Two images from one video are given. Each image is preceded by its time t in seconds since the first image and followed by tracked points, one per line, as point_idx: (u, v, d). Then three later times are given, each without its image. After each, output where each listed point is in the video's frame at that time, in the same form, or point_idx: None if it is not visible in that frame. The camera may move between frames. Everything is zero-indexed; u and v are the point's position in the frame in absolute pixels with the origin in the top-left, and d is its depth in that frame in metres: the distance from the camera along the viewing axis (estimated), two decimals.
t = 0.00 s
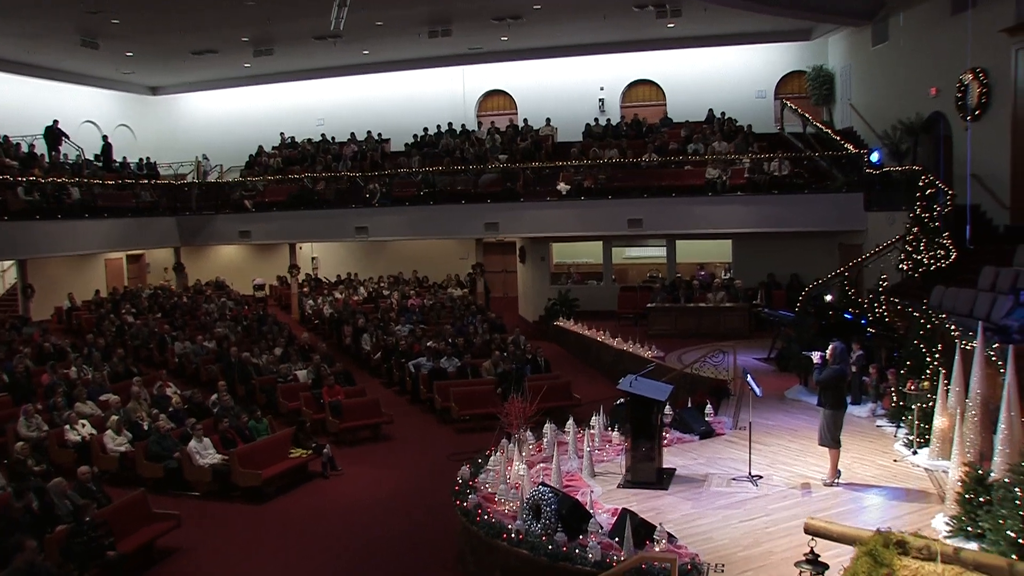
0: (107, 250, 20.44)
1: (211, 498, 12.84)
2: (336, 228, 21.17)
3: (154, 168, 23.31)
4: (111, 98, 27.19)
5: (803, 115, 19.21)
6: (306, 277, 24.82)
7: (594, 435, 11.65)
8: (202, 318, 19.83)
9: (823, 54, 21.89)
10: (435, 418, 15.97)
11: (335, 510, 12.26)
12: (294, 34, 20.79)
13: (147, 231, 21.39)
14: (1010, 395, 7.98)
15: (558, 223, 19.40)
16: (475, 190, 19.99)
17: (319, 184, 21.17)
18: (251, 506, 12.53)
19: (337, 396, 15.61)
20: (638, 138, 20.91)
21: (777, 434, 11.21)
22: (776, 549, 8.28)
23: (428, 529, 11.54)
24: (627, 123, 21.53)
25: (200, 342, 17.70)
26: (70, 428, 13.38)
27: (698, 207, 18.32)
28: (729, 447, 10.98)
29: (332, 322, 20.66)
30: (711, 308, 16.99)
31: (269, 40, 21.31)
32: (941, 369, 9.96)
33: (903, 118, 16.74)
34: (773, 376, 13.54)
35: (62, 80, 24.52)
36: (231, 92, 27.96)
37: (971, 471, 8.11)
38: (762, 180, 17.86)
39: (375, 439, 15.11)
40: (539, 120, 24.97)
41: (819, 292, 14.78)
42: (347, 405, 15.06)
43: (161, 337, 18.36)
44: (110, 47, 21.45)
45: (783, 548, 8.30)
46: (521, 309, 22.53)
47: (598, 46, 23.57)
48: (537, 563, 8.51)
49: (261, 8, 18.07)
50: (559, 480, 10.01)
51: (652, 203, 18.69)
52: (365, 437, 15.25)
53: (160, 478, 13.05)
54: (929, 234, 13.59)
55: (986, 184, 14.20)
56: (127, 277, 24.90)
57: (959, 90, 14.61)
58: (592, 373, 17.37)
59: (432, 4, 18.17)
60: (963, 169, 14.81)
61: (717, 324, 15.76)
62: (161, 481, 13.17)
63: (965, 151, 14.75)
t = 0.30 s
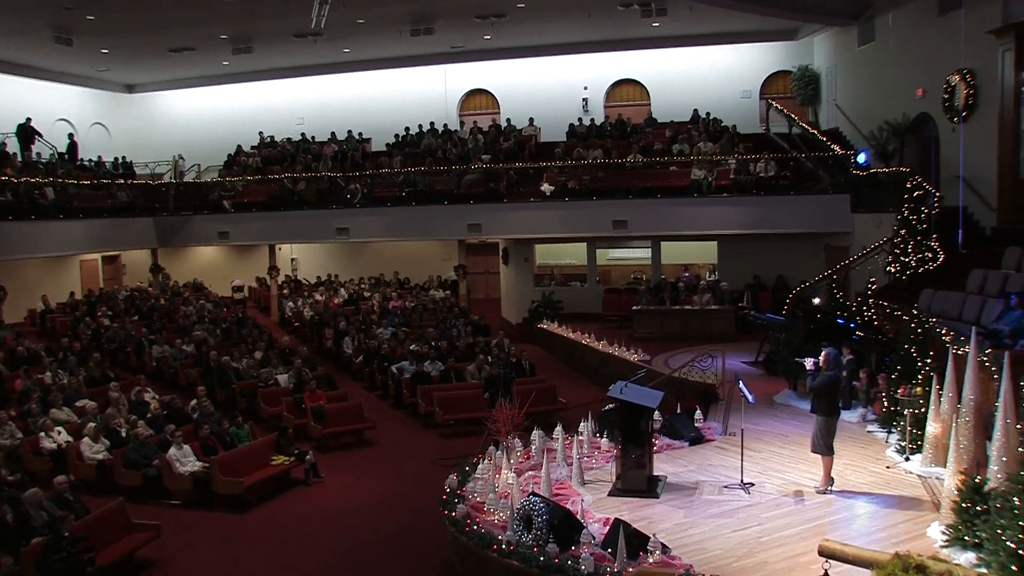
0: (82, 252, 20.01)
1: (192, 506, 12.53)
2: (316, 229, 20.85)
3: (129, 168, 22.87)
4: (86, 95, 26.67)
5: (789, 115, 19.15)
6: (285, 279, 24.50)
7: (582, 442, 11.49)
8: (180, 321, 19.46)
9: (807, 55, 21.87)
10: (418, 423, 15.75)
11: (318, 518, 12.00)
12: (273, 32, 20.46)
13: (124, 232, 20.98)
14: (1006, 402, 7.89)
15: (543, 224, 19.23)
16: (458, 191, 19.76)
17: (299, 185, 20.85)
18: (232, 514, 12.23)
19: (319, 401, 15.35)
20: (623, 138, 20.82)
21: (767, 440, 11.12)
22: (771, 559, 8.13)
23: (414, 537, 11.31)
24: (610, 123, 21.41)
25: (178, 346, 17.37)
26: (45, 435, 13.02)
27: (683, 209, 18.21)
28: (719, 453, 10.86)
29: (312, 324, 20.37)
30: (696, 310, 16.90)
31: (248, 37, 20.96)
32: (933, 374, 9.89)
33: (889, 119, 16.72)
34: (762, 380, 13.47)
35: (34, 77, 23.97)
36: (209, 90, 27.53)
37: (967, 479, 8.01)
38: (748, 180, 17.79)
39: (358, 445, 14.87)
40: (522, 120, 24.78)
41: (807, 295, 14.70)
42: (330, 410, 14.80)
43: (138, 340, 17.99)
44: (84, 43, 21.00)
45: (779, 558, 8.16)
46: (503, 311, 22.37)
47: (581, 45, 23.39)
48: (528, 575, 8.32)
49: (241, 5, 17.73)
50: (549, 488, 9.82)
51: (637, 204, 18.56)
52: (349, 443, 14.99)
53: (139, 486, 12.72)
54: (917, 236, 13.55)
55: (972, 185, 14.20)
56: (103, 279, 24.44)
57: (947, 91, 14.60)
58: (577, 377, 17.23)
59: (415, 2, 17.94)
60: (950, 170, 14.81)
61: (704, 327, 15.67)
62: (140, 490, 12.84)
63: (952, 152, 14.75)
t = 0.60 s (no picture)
0: (56, 252, 19.56)
1: (171, 514, 12.22)
2: (296, 229, 20.52)
3: (104, 167, 22.41)
4: (59, 92, 26.15)
5: (774, 115, 19.11)
6: (264, 279, 24.17)
7: (570, 447, 11.34)
8: (157, 323, 19.09)
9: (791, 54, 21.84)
10: (402, 427, 15.53)
11: (302, 525, 11.73)
12: (252, 29, 20.11)
13: (99, 233, 20.55)
14: (1002, 409, 7.80)
15: (526, 224, 19.05)
16: (440, 191, 19.52)
17: (278, 184, 20.52)
18: (213, 522, 11.94)
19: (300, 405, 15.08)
20: (606, 138, 20.69)
21: (757, 445, 11.02)
22: (766, 568, 7.98)
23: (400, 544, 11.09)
24: (594, 122, 21.27)
25: (156, 349, 17.05)
26: (19, 442, 12.67)
27: (668, 209, 18.10)
28: (709, 459, 10.76)
29: (292, 326, 20.08)
30: (682, 312, 16.81)
31: (225, 34, 20.59)
32: (926, 380, 9.80)
33: (875, 119, 16.71)
34: (750, 384, 13.39)
35: (6, 73, 23.43)
36: (186, 87, 27.08)
37: (964, 487, 7.93)
38: (733, 181, 17.71)
39: (340, 449, 14.62)
40: (505, 118, 24.57)
41: (794, 296, 14.64)
42: (312, 415, 14.52)
43: (115, 343, 17.62)
44: (57, 39, 20.53)
45: (774, 566, 8.02)
46: (486, 312, 22.21)
47: (563, 44, 23.22)
48: None
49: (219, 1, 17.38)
50: (538, 496, 9.64)
51: (622, 205, 18.42)
52: (331, 447, 14.73)
53: (117, 494, 12.39)
54: (904, 237, 13.53)
55: (959, 186, 14.23)
56: (77, 279, 23.97)
57: (933, 92, 14.61)
58: (561, 379, 17.10)
59: None
60: (936, 171, 14.85)
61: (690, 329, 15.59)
62: (117, 497, 12.51)
63: (938, 153, 14.77)
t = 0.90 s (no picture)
0: (27, 254, 19.08)
1: (150, 522, 11.90)
2: (274, 229, 20.18)
3: (77, 166, 21.93)
4: (30, 90, 25.57)
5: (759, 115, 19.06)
6: (242, 281, 23.79)
7: (558, 453, 11.17)
8: (132, 326, 18.68)
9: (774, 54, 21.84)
10: (384, 432, 15.30)
11: (284, 533, 11.45)
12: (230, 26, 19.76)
13: (72, 234, 20.08)
14: (998, 414, 7.78)
15: (508, 226, 18.85)
16: (420, 192, 19.28)
17: (256, 184, 20.16)
18: (193, 530, 11.64)
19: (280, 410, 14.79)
20: (589, 138, 20.56)
21: (746, 450, 10.91)
22: None
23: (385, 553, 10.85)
24: (576, 123, 21.14)
25: (132, 352, 16.68)
26: None
27: (652, 211, 17.98)
28: (698, 465, 10.65)
29: (271, 329, 19.75)
30: (666, 314, 16.69)
31: (202, 31, 20.22)
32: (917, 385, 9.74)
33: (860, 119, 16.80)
34: (737, 388, 13.30)
35: None
36: (161, 85, 26.61)
37: (960, 495, 7.85)
38: (718, 182, 17.63)
39: (321, 454, 14.35)
40: (486, 118, 24.35)
41: (780, 299, 14.59)
42: (293, 420, 14.24)
43: (89, 347, 17.20)
44: (28, 35, 20.04)
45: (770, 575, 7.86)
46: (467, 315, 22.01)
47: (545, 43, 23.05)
48: None
49: None
50: (528, 504, 9.46)
51: (605, 206, 18.27)
52: (312, 453, 14.45)
53: (93, 503, 12.05)
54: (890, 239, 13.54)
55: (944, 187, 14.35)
56: (49, 281, 23.45)
57: (918, 93, 14.74)
58: (545, 382, 16.95)
59: None
60: (921, 172, 15.01)
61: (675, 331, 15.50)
62: (94, 506, 12.16)
63: (924, 154, 14.91)
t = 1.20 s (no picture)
0: None
1: (127, 529, 11.58)
2: (251, 228, 19.82)
3: (50, 163, 21.44)
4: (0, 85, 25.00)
5: (743, 113, 18.99)
6: (219, 280, 23.40)
7: (546, 457, 10.99)
8: (107, 326, 18.29)
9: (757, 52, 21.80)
10: (367, 434, 15.07)
11: (267, 539, 11.16)
12: (206, 21, 19.39)
13: (44, 232, 19.62)
14: (993, 416, 7.72)
15: (490, 224, 18.64)
16: (400, 190, 19.01)
17: (234, 182, 19.79)
18: (172, 536, 11.34)
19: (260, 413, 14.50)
20: (572, 135, 20.41)
21: (735, 454, 10.80)
22: None
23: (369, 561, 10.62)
24: (559, 120, 20.97)
25: (107, 353, 16.31)
26: None
27: (636, 209, 17.86)
28: (686, 469, 10.53)
29: (249, 330, 19.43)
30: (650, 314, 16.58)
31: (178, 26, 19.82)
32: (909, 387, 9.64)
33: (845, 117, 16.83)
34: (724, 390, 13.21)
35: None
36: (135, 80, 26.11)
37: (956, 499, 7.74)
38: (702, 181, 17.53)
39: (302, 458, 14.09)
40: (468, 115, 24.12)
41: (767, 299, 14.52)
42: (273, 423, 13.96)
43: (63, 348, 16.80)
44: None
45: None
46: (449, 314, 21.83)
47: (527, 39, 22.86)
48: None
49: None
50: (516, 511, 9.26)
51: (589, 204, 18.11)
52: (292, 456, 14.18)
53: (69, 509, 11.71)
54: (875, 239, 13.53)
55: (930, 186, 14.42)
56: (21, 280, 22.95)
57: (904, 91, 14.80)
58: (528, 383, 16.79)
59: None
60: (907, 172, 15.08)
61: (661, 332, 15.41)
62: (69, 513, 11.83)
63: (910, 153, 14.97)
